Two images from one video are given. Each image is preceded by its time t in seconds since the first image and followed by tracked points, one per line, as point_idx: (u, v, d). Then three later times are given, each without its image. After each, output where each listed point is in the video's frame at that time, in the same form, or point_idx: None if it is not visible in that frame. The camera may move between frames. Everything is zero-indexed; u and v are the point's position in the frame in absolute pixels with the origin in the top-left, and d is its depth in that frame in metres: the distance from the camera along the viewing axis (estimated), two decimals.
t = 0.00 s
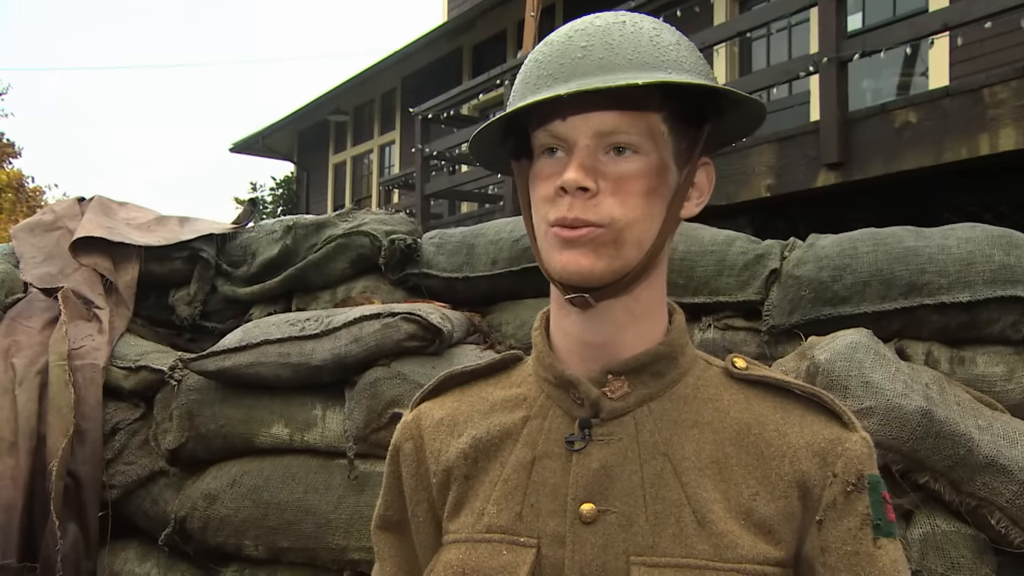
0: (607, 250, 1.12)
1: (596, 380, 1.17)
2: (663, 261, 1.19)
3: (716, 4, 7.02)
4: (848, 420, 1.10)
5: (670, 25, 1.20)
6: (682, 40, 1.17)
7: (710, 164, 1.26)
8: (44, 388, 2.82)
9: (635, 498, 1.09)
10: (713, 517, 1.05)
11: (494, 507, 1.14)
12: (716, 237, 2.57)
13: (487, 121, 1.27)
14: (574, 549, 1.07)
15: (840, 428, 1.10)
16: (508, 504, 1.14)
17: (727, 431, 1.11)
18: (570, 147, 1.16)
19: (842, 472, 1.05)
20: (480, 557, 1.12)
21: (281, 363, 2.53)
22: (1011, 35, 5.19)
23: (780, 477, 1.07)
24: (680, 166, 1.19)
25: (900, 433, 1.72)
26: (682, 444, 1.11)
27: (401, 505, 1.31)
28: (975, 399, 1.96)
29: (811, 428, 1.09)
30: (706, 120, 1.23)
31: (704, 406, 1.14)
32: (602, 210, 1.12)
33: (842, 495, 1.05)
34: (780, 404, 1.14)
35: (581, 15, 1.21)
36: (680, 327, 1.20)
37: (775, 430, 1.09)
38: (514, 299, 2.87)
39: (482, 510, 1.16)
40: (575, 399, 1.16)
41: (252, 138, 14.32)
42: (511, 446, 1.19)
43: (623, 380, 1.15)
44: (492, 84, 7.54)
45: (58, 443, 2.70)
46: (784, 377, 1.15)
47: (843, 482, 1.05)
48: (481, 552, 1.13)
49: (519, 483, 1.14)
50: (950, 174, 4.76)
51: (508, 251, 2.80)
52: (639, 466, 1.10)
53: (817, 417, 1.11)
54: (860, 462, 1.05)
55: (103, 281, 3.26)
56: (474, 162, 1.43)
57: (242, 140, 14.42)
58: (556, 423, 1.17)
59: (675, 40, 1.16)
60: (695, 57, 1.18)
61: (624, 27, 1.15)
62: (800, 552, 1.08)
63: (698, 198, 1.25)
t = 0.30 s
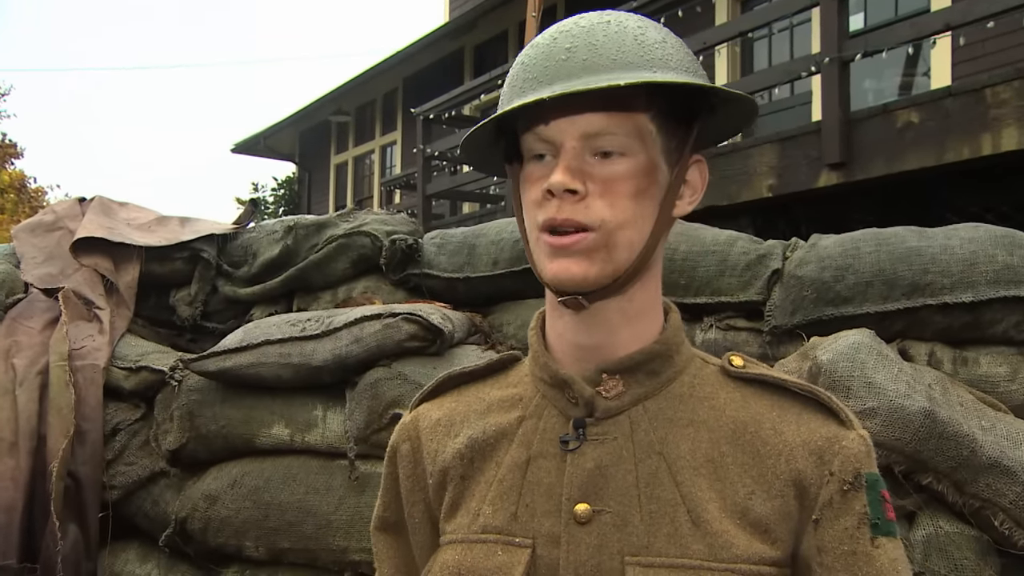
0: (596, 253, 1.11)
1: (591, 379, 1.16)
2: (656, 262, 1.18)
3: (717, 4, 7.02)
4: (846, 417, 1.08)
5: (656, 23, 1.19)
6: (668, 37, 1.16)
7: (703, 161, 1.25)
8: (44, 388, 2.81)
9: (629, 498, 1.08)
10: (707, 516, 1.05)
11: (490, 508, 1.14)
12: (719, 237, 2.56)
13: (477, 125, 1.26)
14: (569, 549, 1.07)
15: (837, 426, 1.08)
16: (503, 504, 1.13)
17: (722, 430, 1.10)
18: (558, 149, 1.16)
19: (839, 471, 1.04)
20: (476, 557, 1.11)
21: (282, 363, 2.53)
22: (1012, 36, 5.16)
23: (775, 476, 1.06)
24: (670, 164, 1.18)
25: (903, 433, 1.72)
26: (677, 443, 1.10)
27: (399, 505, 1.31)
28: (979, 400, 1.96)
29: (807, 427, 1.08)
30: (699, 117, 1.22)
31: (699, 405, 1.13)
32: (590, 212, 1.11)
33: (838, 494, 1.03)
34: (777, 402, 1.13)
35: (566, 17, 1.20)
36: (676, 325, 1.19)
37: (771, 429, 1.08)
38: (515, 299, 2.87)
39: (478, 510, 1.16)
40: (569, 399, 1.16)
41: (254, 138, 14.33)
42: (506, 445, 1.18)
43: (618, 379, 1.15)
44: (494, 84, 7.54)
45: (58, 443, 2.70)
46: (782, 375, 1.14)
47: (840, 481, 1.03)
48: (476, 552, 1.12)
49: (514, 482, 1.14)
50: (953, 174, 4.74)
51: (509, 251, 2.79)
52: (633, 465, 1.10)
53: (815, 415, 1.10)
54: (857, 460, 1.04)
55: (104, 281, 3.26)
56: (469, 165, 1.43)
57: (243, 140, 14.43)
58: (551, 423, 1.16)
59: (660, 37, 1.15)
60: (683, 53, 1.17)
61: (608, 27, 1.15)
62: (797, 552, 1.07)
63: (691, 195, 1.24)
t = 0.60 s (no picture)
0: (594, 258, 1.11)
1: (587, 380, 1.15)
2: (652, 264, 1.17)
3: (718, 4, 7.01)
4: (843, 416, 1.08)
5: (657, 22, 1.18)
6: (669, 37, 1.15)
7: (699, 163, 1.24)
8: (43, 387, 2.81)
9: (627, 499, 1.07)
10: (706, 516, 1.04)
11: (487, 509, 1.13)
12: (719, 237, 2.56)
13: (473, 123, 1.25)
14: (566, 550, 1.06)
15: (834, 425, 1.08)
16: (500, 505, 1.13)
17: (719, 430, 1.09)
18: (556, 153, 1.15)
19: (835, 469, 1.03)
20: (473, 558, 1.11)
21: (281, 363, 2.52)
22: (1013, 36, 5.15)
23: (773, 475, 1.05)
24: (669, 166, 1.17)
25: (904, 434, 1.71)
26: (674, 443, 1.10)
27: (396, 507, 1.30)
28: (980, 400, 1.95)
29: (804, 426, 1.08)
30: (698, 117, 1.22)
31: (697, 405, 1.13)
32: (589, 217, 1.10)
33: (835, 493, 1.02)
34: (774, 402, 1.12)
35: (565, 14, 1.19)
36: (674, 326, 1.18)
37: (768, 428, 1.08)
38: (515, 299, 2.86)
39: (475, 512, 1.15)
40: (566, 399, 1.15)
41: (255, 138, 14.33)
42: (503, 446, 1.18)
43: (615, 379, 1.14)
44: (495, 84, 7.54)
45: (57, 443, 2.69)
46: (779, 374, 1.14)
47: (837, 479, 1.03)
48: (473, 554, 1.11)
49: (512, 484, 1.13)
50: (954, 174, 4.73)
51: (509, 251, 2.79)
52: (631, 466, 1.09)
53: (812, 414, 1.10)
54: (854, 458, 1.03)
55: (103, 280, 3.26)
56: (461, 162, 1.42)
57: (244, 139, 14.43)
58: (548, 423, 1.16)
59: (661, 38, 1.15)
60: (683, 55, 1.16)
61: (609, 27, 1.14)
62: (794, 553, 1.06)
63: (688, 193, 1.23)
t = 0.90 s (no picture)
0: (613, 260, 1.10)
1: (590, 378, 1.14)
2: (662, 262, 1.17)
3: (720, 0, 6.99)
4: (844, 414, 1.08)
5: (677, 19, 1.17)
6: (693, 38, 1.14)
7: (708, 163, 1.22)
8: (41, 383, 2.80)
9: (631, 498, 1.07)
10: (711, 516, 1.04)
11: (487, 509, 1.13)
12: (719, 234, 2.55)
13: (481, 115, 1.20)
14: (571, 550, 1.06)
15: (836, 424, 1.08)
16: (501, 505, 1.12)
17: (723, 429, 1.09)
18: (578, 151, 1.12)
19: (839, 468, 1.04)
20: (475, 560, 1.10)
21: (280, 360, 2.52)
22: (1014, 33, 5.14)
23: (777, 475, 1.05)
24: (684, 167, 1.16)
25: (904, 431, 1.71)
26: (678, 442, 1.09)
27: (390, 506, 1.30)
28: (981, 397, 1.95)
29: (807, 424, 1.08)
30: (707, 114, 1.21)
31: (699, 404, 1.12)
32: (612, 220, 1.09)
33: (839, 491, 1.03)
34: (776, 400, 1.12)
35: (589, 4, 1.16)
36: (675, 324, 1.17)
37: (771, 427, 1.08)
38: (515, 296, 2.86)
39: (475, 511, 1.14)
40: (568, 398, 1.14)
41: (256, 134, 14.33)
42: (503, 445, 1.17)
43: (618, 378, 1.13)
44: (495, 80, 7.53)
45: (55, 439, 2.69)
46: (780, 372, 1.13)
47: (840, 478, 1.03)
48: (474, 554, 1.11)
49: (512, 484, 1.12)
50: (955, 171, 4.72)
51: (508, 247, 2.78)
52: (635, 465, 1.08)
53: (813, 412, 1.09)
54: (857, 457, 1.04)
55: (102, 277, 3.25)
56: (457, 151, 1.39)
57: (244, 136, 14.41)
58: (549, 422, 1.15)
59: (688, 40, 1.14)
60: (703, 55, 1.16)
61: (638, 25, 1.12)
62: (797, 551, 1.06)
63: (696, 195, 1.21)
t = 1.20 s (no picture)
0: (625, 255, 1.09)
1: (596, 375, 1.13)
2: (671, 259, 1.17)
3: None
4: (849, 415, 1.08)
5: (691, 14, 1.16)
6: (707, 34, 1.14)
7: (717, 160, 1.20)
8: (37, 381, 2.80)
9: (636, 496, 1.06)
10: (716, 515, 1.03)
11: (490, 506, 1.12)
12: (716, 229, 2.54)
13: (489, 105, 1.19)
14: (575, 548, 1.05)
15: (841, 424, 1.08)
16: (504, 502, 1.11)
17: (728, 428, 1.08)
18: (590, 145, 1.12)
19: (844, 468, 1.03)
20: (477, 556, 1.10)
21: (277, 356, 2.51)
22: (1012, 29, 5.13)
23: (782, 474, 1.04)
24: (694, 163, 1.16)
25: (901, 426, 1.70)
26: (683, 441, 1.08)
27: (390, 501, 1.29)
28: (978, 392, 1.94)
29: (812, 424, 1.07)
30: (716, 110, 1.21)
31: (704, 402, 1.11)
32: (625, 215, 1.09)
33: (844, 492, 1.03)
34: (781, 399, 1.11)
35: None
36: (679, 322, 1.16)
37: (776, 427, 1.07)
38: (512, 292, 2.85)
39: (477, 507, 1.14)
40: (573, 394, 1.13)
41: (254, 132, 14.32)
42: (506, 441, 1.16)
43: (623, 375, 1.12)
44: (494, 77, 7.52)
45: (51, 436, 2.68)
46: (785, 372, 1.13)
47: (846, 478, 1.03)
48: (476, 551, 1.10)
49: (515, 481, 1.12)
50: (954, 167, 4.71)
51: (505, 244, 2.77)
52: (639, 463, 1.08)
53: (818, 412, 1.09)
54: (861, 458, 1.04)
55: (98, 274, 3.24)
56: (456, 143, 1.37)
57: (242, 133, 14.38)
58: (553, 419, 1.14)
59: (703, 35, 1.13)
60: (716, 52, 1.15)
61: (654, 18, 1.11)
62: (801, 551, 1.06)
63: (705, 194, 1.20)
